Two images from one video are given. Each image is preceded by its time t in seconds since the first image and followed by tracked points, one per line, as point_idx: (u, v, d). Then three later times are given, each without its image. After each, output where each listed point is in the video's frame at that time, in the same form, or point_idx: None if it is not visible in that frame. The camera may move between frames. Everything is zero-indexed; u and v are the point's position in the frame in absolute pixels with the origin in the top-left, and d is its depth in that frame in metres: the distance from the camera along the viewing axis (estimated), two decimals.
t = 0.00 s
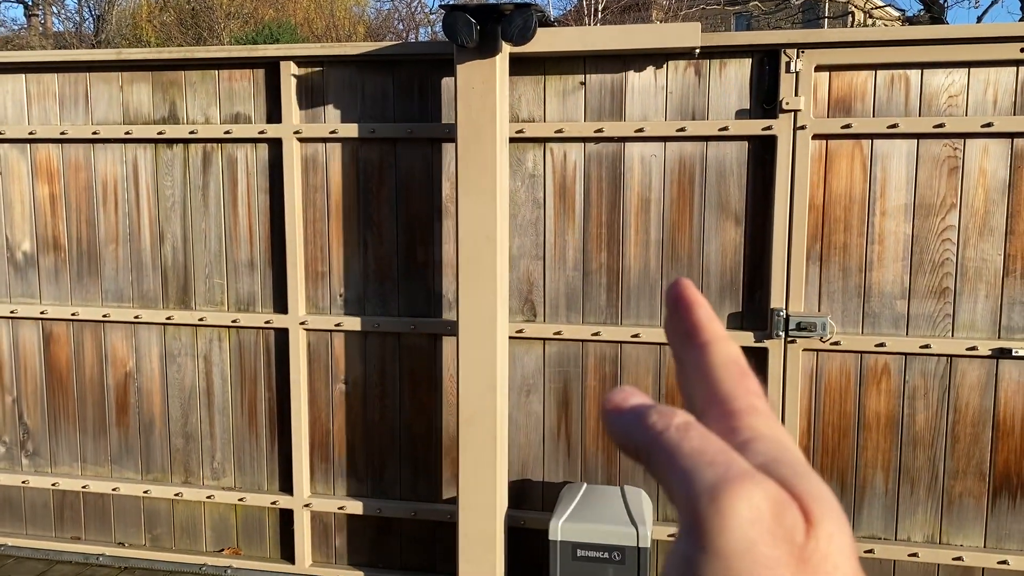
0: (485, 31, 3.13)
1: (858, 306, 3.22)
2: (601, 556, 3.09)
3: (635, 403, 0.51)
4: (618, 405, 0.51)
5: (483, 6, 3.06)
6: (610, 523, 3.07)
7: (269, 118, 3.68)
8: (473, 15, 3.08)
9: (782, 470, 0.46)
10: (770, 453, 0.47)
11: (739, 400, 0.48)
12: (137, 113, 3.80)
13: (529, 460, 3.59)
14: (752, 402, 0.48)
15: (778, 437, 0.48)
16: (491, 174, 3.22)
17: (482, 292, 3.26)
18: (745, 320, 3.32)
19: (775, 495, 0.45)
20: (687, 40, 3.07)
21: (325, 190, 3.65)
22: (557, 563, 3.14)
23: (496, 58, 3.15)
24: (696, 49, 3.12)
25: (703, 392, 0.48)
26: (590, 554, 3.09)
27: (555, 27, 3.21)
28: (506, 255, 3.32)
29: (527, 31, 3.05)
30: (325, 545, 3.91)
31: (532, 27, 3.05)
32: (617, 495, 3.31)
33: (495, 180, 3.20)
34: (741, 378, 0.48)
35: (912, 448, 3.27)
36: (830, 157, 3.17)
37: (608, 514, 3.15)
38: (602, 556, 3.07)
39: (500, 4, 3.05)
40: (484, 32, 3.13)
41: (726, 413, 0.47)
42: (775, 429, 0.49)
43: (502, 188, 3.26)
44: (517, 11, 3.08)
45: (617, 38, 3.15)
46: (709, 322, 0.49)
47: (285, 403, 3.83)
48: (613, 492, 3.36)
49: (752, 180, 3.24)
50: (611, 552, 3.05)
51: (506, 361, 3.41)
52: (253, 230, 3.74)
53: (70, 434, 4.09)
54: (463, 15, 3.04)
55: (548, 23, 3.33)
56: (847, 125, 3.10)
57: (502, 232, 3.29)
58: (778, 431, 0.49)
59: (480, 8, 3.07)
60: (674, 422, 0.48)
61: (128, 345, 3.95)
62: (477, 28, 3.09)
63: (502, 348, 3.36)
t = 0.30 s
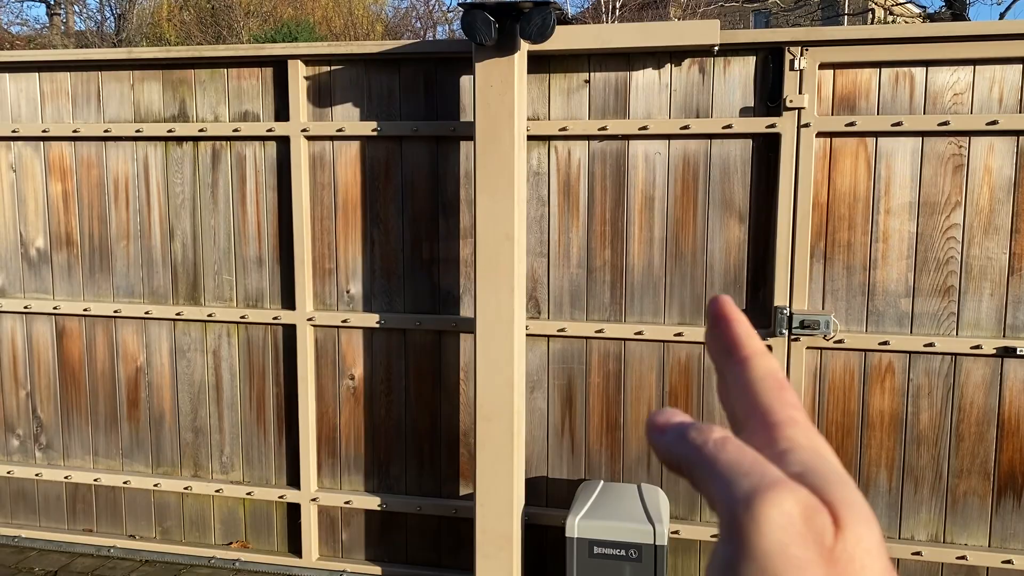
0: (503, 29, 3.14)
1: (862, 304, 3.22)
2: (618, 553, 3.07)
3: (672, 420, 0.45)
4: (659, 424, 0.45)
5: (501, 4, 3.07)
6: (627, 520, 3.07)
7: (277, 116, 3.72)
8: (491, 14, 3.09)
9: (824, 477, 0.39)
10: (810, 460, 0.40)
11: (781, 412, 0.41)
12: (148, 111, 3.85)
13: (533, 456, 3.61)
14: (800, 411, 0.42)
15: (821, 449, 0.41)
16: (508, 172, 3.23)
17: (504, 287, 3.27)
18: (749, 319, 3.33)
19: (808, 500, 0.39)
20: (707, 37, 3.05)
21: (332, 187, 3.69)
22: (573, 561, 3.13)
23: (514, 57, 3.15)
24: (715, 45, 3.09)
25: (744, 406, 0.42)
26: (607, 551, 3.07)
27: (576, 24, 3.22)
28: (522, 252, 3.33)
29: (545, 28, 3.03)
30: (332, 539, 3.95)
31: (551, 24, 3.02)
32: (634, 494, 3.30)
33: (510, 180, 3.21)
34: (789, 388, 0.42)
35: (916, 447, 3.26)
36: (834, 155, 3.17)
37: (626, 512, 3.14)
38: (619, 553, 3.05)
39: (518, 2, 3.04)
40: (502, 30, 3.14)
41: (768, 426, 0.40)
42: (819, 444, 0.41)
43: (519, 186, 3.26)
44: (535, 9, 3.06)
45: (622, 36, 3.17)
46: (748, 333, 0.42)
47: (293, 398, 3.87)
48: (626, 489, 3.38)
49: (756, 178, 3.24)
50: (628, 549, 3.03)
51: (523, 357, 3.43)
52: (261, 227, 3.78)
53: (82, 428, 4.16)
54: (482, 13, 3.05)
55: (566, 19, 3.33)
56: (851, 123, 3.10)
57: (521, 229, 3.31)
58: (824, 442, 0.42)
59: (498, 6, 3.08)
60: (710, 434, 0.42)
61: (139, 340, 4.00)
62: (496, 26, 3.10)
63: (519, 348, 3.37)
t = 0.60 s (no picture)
0: (529, 29, 3.18)
1: (873, 303, 3.23)
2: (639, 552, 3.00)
3: (537, 489, 0.65)
4: (525, 494, 0.65)
5: (527, 5, 3.13)
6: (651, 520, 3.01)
7: (294, 116, 3.78)
8: (518, 14, 3.15)
9: (656, 532, 0.57)
10: (647, 518, 0.58)
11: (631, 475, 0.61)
12: (167, 111, 3.93)
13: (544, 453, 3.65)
14: (641, 476, 0.61)
15: (660, 506, 0.60)
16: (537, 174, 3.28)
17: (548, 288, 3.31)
18: (759, 317, 3.34)
19: (641, 551, 0.56)
20: (732, 38, 3.08)
21: (348, 186, 3.74)
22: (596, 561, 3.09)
23: (539, 56, 3.21)
24: (740, 46, 3.12)
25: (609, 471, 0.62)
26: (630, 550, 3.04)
27: (602, 24, 3.26)
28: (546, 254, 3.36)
29: (570, 29, 3.08)
30: (346, 533, 4.00)
31: (577, 26, 3.07)
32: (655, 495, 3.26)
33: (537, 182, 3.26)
34: (633, 457, 0.62)
35: (926, 446, 3.27)
36: (844, 154, 3.18)
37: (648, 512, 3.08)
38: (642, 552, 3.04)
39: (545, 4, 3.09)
40: (528, 31, 3.18)
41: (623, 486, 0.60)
42: (658, 500, 0.60)
43: (545, 185, 3.31)
44: (561, 10, 3.11)
45: (633, 37, 3.20)
46: (614, 415, 0.65)
47: (308, 394, 3.94)
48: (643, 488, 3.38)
49: (767, 178, 3.26)
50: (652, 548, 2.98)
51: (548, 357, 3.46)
52: (278, 225, 3.84)
53: (103, 421, 4.25)
54: (508, 14, 3.12)
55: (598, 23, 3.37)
56: (861, 123, 3.12)
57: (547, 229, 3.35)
58: (662, 499, 0.61)
59: (525, 7, 3.14)
60: (567, 504, 0.61)
61: (159, 336, 4.08)
62: (523, 27, 3.16)
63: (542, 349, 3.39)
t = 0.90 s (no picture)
0: (558, 29, 3.20)
1: (887, 303, 3.22)
2: (667, 551, 3.09)
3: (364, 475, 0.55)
4: (350, 485, 0.53)
5: (557, 5, 3.13)
6: (677, 519, 3.09)
7: (311, 115, 3.82)
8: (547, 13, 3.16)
9: (485, 518, 0.51)
10: (477, 503, 0.52)
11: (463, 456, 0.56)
12: (187, 110, 3.99)
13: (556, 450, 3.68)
14: (474, 462, 0.55)
15: (494, 491, 0.54)
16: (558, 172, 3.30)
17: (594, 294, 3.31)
18: (773, 317, 3.34)
19: (469, 538, 0.50)
20: (763, 37, 3.07)
21: (364, 185, 3.78)
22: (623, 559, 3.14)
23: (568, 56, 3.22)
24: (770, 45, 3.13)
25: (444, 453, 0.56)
26: (656, 548, 3.09)
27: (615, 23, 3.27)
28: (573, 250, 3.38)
29: (599, 29, 3.09)
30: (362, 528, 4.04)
31: (606, 25, 3.08)
32: (682, 491, 3.33)
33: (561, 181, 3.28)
34: (468, 437, 0.57)
35: (940, 447, 3.25)
36: (858, 154, 3.18)
37: (676, 511, 3.16)
38: (667, 551, 3.08)
39: (574, 3, 3.10)
40: (557, 29, 3.21)
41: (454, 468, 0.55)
42: (494, 483, 0.55)
43: (573, 186, 3.35)
44: (590, 9, 3.12)
45: (648, 35, 3.21)
46: (453, 393, 0.59)
47: (325, 390, 3.98)
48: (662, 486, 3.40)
49: (781, 177, 3.26)
50: (678, 547, 3.05)
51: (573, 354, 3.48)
52: (296, 223, 3.89)
53: (124, 416, 4.32)
54: (537, 13, 3.13)
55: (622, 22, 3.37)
56: (876, 123, 3.11)
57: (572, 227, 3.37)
58: (494, 484, 0.55)
59: (554, 6, 3.15)
60: (395, 491, 0.51)
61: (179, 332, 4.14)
62: (551, 26, 3.17)
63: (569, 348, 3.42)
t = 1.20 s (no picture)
0: (581, 28, 3.20)
1: (896, 303, 3.22)
2: (688, 552, 3.08)
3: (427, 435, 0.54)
4: (416, 438, 0.54)
5: (580, 4, 3.14)
6: (699, 520, 3.08)
7: (323, 114, 3.86)
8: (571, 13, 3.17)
9: (534, 484, 0.49)
10: (528, 469, 0.50)
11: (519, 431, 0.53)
12: (201, 109, 4.04)
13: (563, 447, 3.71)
14: (532, 433, 0.53)
15: (548, 461, 0.52)
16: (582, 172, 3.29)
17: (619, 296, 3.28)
18: (781, 316, 3.34)
19: (513, 496, 0.48)
20: (788, 35, 3.07)
21: (375, 183, 3.81)
22: (643, 559, 3.12)
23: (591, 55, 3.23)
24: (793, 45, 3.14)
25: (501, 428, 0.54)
26: (677, 548, 3.08)
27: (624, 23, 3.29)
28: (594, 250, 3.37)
29: (623, 28, 3.10)
30: (371, 524, 4.08)
31: (630, 24, 3.09)
32: (704, 494, 3.32)
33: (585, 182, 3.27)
34: (528, 417, 0.54)
35: (949, 448, 3.24)
36: (867, 154, 3.17)
37: (697, 512, 3.16)
38: (688, 551, 3.07)
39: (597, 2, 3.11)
40: (581, 28, 3.20)
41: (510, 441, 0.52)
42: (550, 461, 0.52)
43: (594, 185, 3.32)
44: (614, 8, 3.12)
45: (657, 35, 3.23)
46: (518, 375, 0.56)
47: (335, 386, 4.02)
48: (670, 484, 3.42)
49: (789, 177, 3.26)
50: (699, 547, 3.04)
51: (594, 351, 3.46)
52: (308, 220, 3.93)
53: (139, 411, 4.38)
54: (560, 13, 3.14)
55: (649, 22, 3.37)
56: (885, 123, 3.10)
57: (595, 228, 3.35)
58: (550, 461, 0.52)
59: (577, 6, 3.16)
60: (456, 449, 0.52)
61: (192, 328, 4.20)
62: (574, 25, 3.18)
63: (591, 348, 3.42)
